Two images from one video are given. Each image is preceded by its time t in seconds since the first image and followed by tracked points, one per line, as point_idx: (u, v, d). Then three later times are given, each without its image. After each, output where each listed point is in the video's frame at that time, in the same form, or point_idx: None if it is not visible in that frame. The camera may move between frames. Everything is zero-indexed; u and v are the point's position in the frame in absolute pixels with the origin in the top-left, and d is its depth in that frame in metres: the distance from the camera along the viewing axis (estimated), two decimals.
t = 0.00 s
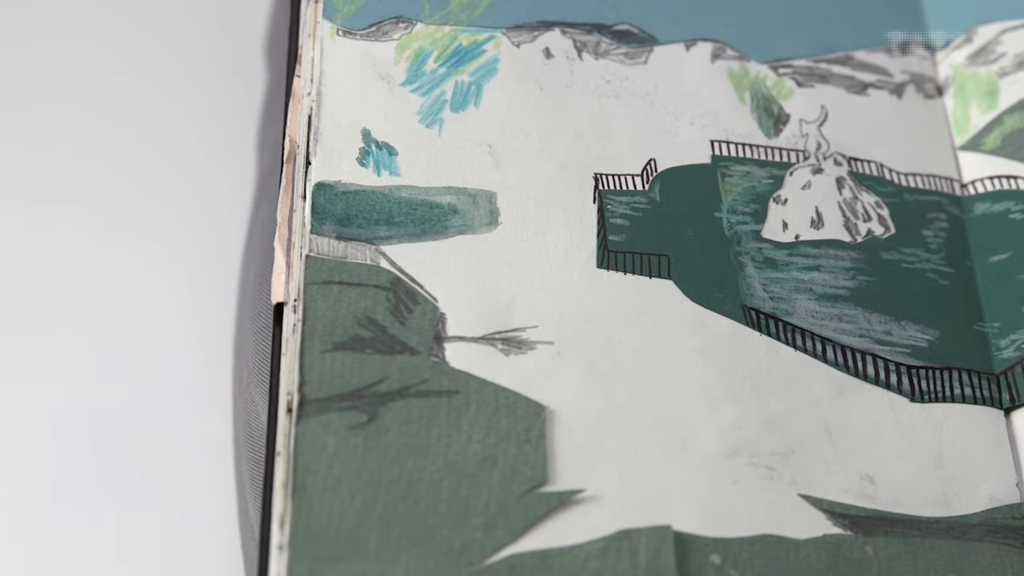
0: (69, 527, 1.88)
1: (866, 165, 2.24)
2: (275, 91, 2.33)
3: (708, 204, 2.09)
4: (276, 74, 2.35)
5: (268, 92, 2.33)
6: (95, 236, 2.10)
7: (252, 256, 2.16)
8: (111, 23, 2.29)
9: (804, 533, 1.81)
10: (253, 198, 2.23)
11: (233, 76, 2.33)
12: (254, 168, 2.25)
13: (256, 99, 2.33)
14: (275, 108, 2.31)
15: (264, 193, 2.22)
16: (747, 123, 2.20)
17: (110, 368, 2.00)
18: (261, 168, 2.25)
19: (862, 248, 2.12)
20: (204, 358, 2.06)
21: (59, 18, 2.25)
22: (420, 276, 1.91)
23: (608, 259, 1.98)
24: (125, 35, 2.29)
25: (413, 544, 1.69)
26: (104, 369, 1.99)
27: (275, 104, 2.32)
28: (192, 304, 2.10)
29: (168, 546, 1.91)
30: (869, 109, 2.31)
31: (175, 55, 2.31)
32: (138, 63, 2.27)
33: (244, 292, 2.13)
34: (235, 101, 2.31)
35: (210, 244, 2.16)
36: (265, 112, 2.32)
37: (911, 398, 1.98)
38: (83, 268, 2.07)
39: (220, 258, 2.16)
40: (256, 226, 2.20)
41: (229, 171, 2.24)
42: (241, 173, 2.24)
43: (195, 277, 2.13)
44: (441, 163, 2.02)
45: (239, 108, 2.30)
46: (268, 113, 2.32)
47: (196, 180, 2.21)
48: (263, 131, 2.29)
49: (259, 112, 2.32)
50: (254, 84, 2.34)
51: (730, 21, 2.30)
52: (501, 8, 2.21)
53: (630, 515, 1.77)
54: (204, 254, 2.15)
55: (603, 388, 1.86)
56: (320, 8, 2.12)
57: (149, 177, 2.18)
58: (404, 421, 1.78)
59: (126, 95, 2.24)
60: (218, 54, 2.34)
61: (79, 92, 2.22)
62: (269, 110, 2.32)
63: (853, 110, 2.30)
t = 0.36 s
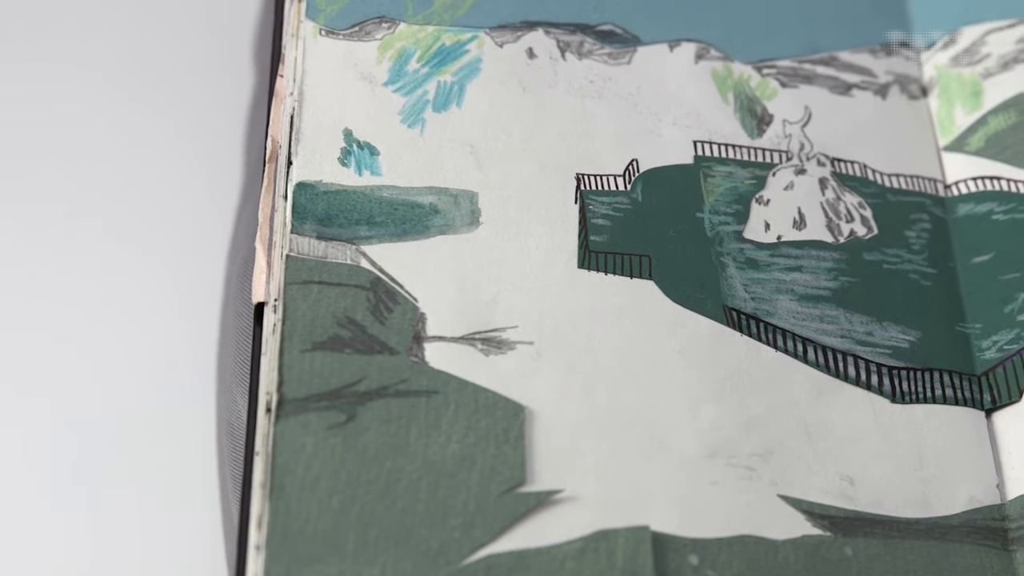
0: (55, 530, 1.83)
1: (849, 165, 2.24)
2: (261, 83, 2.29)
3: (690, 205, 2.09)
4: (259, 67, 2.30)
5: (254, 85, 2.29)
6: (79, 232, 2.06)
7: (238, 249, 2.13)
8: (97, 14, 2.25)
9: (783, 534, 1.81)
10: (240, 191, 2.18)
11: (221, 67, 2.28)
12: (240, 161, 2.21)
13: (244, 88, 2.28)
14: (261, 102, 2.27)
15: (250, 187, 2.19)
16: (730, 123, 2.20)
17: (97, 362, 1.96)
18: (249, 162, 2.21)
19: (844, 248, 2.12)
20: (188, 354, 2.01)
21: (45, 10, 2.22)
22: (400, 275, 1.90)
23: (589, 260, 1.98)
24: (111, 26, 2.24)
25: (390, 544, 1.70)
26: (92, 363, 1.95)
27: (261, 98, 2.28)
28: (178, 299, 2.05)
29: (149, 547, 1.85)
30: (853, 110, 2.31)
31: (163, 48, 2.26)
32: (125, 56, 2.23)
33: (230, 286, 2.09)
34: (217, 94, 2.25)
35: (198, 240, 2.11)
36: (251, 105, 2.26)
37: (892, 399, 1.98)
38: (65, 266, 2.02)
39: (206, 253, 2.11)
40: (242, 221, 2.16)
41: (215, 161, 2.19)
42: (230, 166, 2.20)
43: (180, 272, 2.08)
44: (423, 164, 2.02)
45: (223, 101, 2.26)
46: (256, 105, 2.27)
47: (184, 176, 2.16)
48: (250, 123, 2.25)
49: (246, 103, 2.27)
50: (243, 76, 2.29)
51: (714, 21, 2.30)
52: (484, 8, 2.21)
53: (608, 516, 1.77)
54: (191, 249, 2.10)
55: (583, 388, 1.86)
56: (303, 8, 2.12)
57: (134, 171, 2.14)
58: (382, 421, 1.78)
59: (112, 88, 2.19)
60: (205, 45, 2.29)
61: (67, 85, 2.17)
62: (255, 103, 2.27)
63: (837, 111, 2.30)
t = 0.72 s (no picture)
0: (37, 531, 1.82)
1: (831, 166, 2.24)
2: (244, 81, 2.28)
3: (672, 205, 2.09)
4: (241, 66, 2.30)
5: (236, 83, 2.28)
6: (61, 232, 2.05)
7: (220, 248, 2.12)
8: (80, 12, 2.23)
9: (762, 534, 1.81)
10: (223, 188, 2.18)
11: (204, 64, 2.27)
12: (223, 159, 2.20)
13: (227, 86, 2.27)
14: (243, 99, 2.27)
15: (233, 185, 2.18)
16: (713, 124, 2.20)
17: (79, 362, 1.95)
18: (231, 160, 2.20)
19: (826, 249, 2.12)
20: (170, 354, 2.01)
21: (26, 7, 2.21)
22: (380, 275, 1.90)
23: (570, 260, 1.98)
24: (94, 23, 2.23)
25: (367, 543, 1.70)
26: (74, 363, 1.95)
27: (244, 95, 2.27)
28: (160, 298, 2.05)
29: (133, 546, 1.85)
30: (837, 111, 2.31)
31: (145, 47, 2.25)
32: (107, 53, 2.21)
33: (212, 285, 2.09)
34: (199, 92, 2.25)
35: (182, 239, 2.11)
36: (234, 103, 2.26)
37: (873, 400, 1.98)
38: (48, 266, 2.01)
39: (188, 251, 2.10)
40: (224, 219, 2.15)
41: (198, 159, 2.18)
42: (212, 163, 2.19)
43: (162, 271, 2.07)
44: (404, 164, 2.02)
45: (205, 98, 2.25)
46: (238, 103, 2.26)
47: (170, 175, 2.15)
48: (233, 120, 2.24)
49: (228, 101, 2.26)
50: (225, 74, 2.28)
51: (698, 22, 2.30)
52: (467, 9, 2.20)
53: (586, 516, 1.77)
54: (175, 248, 2.10)
55: (562, 389, 1.86)
56: (286, 8, 2.13)
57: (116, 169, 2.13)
58: (361, 421, 1.78)
59: (93, 86, 2.18)
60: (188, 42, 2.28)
61: (47, 83, 2.16)
62: (238, 101, 2.26)
63: (821, 112, 2.30)
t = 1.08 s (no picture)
0: (19, 532, 1.82)
1: (815, 167, 2.24)
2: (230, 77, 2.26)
3: (655, 205, 2.09)
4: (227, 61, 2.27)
5: (222, 79, 2.26)
6: (43, 231, 2.04)
7: (204, 246, 2.11)
8: (67, 12, 2.23)
9: (741, 535, 1.81)
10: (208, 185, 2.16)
11: (191, 62, 2.26)
12: (208, 156, 2.18)
13: (213, 82, 2.25)
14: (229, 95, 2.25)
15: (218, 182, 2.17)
16: (696, 125, 2.20)
17: (60, 363, 1.95)
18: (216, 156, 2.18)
19: (809, 250, 2.12)
20: (155, 352, 2.00)
21: (7, 7, 2.20)
22: (361, 275, 1.90)
23: (552, 260, 1.98)
24: (74, 22, 2.22)
25: (345, 543, 1.70)
26: (56, 364, 1.94)
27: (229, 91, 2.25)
28: (143, 297, 2.04)
29: (116, 546, 1.84)
30: (822, 112, 2.31)
31: (130, 44, 2.24)
32: (91, 52, 2.21)
33: (197, 283, 2.07)
34: (184, 89, 2.23)
35: (168, 237, 2.10)
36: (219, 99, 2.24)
37: (855, 401, 1.98)
38: (33, 266, 2.01)
39: (172, 249, 2.09)
40: (209, 217, 2.14)
41: (182, 156, 2.17)
42: (197, 159, 2.17)
43: (145, 270, 2.06)
44: (386, 164, 2.02)
45: (190, 95, 2.23)
46: (224, 98, 2.24)
47: (156, 172, 2.14)
48: (217, 116, 2.22)
49: (214, 97, 2.24)
50: (211, 70, 2.26)
51: (684, 23, 2.30)
52: (451, 9, 2.20)
53: (564, 517, 1.77)
54: (160, 246, 2.09)
55: (542, 390, 1.86)
56: (269, 8, 2.13)
57: (100, 168, 2.12)
58: (340, 421, 1.78)
59: (79, 84, 2.17)
60: (173, 39, 2.26)
61: (32, 82, 2.15)
62: (223, 97, 2.24)
63: (805, 112, 2.29)
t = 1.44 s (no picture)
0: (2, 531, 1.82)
1: (799, 167, 2.24)
2: (213, 75, 2.25)
3: (637, 206, 2.09)
4: (210, 58, 2.26)
5: (205, 76, 2.25)
6: (20, 231, 2.03)
7: (186, 244, 2.10)
8: (53, 8, 2.22)
9: (719, 536, 1.81)
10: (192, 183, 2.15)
11: (177, 59, 2.25)
12: (193, 154, 2.18)
13: (196, 80, 2.24)
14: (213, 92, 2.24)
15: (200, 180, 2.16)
16: (680, 125, 2.20)
17: (37, 363, 1.94)
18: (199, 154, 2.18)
19: (791, 251, 2.12)
20: (137, 350, 1.99)
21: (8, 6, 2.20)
22: (341, 275, 1.90)
23: (533, 260, 1.98)
24: (59, 18, 2.22)
25: (322, 543, 1.70)
26: (36, 365, 1.94)
27: (213, 89, 2.24)
28: (126, 296, 2.03)
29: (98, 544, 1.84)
30: (806, 112, 2.31)
31: (111, 42, 2.22)
32: (70, 50, 2.19)
33: (179, 281, 2.07)
34: (166, 87, 2.22)
35: (152, 235, 2.09)
36: (203, 97, 2.23)
37: (836, 402, 1.98)
38: (16, 264, 2.00)
39: (155, 247, 2.08)
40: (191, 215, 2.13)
41: (165, 155, 2.16)
42: (181, 157, 2.16)
43: (128, 268, 2.05)
44: (368, 163, 2.02)
45: (173, 93, 2.22)
46: (207, 96, 2.24)
47: (140, 170, 2.14)
48: (200, 115, 2.22)
49: (197, 95, 2.23)
50: (193, 68, 2.25)
51: (668, 23, 2.30)
52: (434, 8, 2.20)
53: (543, 517, 1.77)
54: (143, 244, 2.08)
55: (522, 391, 1.86)
56: (252, 8, 2.12)
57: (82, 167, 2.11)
58: (319, 421, 1.78)
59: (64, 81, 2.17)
60: (155, 37, 2.25)
61: (17, 79, 2.15)
62: (206, 95, 2.24)
63: (789, 113, 2.29)
